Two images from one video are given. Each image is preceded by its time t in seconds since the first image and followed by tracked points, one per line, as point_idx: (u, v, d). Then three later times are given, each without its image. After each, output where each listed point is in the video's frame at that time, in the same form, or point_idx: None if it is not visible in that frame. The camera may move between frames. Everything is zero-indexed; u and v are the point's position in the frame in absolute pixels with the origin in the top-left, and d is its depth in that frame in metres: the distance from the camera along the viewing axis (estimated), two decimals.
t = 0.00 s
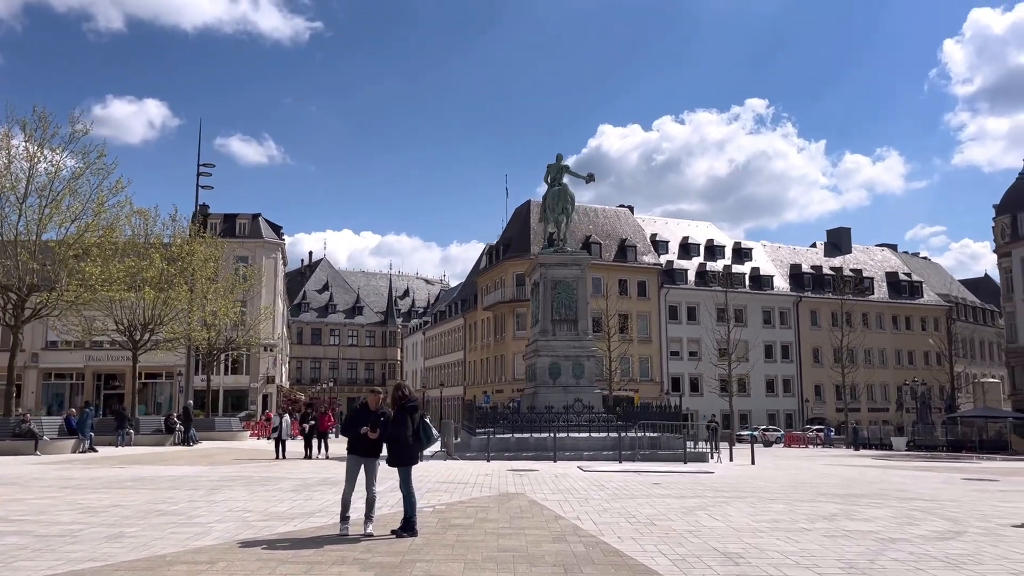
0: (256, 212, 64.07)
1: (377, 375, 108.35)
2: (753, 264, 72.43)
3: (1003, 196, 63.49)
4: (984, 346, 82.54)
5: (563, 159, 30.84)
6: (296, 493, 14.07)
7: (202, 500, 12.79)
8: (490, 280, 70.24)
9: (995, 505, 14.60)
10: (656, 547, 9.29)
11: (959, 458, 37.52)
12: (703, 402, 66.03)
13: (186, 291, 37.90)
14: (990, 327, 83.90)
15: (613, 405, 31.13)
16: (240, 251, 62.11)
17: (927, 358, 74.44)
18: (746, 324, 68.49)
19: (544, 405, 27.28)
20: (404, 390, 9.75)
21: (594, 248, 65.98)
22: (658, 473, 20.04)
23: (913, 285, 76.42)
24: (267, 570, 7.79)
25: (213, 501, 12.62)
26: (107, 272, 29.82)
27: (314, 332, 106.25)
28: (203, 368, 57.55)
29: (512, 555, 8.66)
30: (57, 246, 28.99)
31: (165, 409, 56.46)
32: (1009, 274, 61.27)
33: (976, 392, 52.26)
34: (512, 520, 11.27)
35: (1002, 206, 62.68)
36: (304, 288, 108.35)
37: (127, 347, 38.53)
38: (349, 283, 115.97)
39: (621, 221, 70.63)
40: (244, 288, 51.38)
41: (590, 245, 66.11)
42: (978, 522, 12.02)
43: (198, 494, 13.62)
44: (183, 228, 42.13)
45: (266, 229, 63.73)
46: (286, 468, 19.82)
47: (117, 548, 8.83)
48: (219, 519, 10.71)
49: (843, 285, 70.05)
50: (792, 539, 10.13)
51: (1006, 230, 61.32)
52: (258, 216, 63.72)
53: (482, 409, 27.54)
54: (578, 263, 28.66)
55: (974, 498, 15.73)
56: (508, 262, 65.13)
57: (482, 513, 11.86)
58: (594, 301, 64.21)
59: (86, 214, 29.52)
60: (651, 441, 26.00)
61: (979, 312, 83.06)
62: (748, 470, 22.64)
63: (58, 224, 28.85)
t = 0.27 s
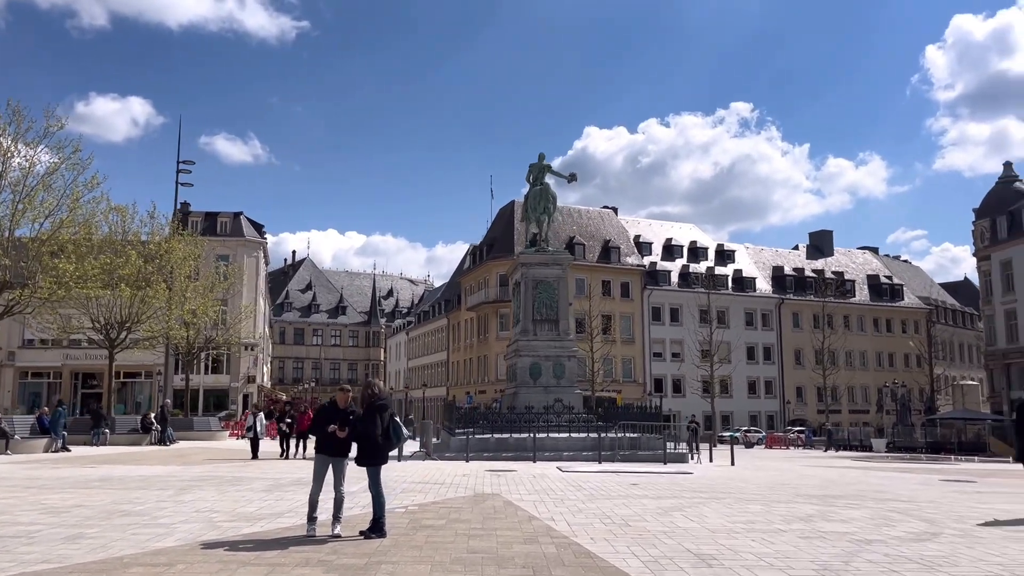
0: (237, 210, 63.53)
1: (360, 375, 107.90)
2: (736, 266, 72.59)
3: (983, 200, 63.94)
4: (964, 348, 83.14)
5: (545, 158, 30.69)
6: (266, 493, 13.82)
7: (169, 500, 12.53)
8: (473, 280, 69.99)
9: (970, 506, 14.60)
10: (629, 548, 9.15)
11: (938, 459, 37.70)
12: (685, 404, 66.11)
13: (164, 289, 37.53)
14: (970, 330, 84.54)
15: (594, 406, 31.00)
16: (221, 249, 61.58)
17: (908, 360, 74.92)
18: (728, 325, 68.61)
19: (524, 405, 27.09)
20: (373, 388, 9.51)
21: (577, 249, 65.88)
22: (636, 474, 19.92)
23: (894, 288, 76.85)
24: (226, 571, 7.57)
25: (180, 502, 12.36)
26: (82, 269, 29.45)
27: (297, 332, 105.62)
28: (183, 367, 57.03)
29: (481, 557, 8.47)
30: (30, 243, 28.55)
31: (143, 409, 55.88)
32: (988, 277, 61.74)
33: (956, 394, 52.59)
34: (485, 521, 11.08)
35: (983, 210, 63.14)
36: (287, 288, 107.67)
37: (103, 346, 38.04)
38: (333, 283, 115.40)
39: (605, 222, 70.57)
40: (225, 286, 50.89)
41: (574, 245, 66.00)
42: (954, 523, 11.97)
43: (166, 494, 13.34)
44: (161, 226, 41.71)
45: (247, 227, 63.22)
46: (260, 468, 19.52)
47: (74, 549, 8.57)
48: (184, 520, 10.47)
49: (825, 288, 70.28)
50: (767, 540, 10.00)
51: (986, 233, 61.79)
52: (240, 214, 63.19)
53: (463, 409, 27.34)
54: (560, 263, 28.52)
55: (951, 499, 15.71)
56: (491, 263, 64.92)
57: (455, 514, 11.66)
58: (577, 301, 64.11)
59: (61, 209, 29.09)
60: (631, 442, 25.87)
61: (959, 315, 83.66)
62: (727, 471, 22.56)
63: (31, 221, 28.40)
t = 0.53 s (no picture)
0: (211, 208, 62.76)
1: (336, 375, 107.21)
2: (712, 268, 72.83)
3: (955, 204, 64.61)
4: (936, 351, 83.99)
5: (520, 158, 30.48)
6: (228, 496, 13.50)
7: (125, 503, 12.18)
8: (450, 280, 69.67)
9: (938, 508, 14.59)
10: (595, 553, 8.95)
11: (910, 461, 37.92)
12: (661, 405, 66.23)
13: (132, 287, 36.93)
14: (942, 332, 85.43)
15: (569, 407, 30.88)
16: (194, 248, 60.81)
17: (881, 362, 75.56)
18: (704, 327, 68.81)
19: (498, 406, 26.88)
20: (333, 389, 9.22)
21: (554, 250, 65.74)
22: (609, 475, 19.79)
23: (868, 291, 77.46)
24: None
25: (137, 505, 12.04)
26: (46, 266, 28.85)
27: (272, 332, 104.73)
28: (154, 367, 56.27)
29: (442, 563, 8.25)
30: None
31: (113, 409, 55.09)
32: (960, 280, 62.34)
33: (928, 395, 53.06)
34: (449, 524, 10.83)
35: (955, 213, 63.77)
36: (262, 287, 106.71)
37: (69, 345, 37.35)
38: (309, 283, 114.55)
39: (582, 223, 70.50)
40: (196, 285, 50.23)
41: (551, 246, 65.82)
42: (923, 525, 11.91)
43: (123, 497, 12.98)
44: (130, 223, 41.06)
45: (221, 226, 62.50)
46: (227, 471, 19.18)
47: (17, 555, 8.25)
48: (138, 524, 10.16)
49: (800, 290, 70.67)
50: (735, 544, 9.85)
51: (958, 237, 62.39)
52: (213, 212, 62.44)
53: (435, 410, 27.08)
54: (534, 263, 28.35)
55: (920, 501, 15.70)
56: (468, 263, 64.65)
57: (419, 517, 11.42)
58: (554, 302, 64.00)
59: (26, 206, 28.50)
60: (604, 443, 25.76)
61: (932, 317, 84.50)
62: (699, 473, 22.50)
63: None
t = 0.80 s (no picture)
0: (175, 204, 61.76)
1: (303, 374, 106.22)
2: (681, 267, 73.12)
3: (918, 205, 65.51)
4: (899, 350, 85.15)
5: (488, 154, 30.26)
6: (182, 497, 13.14)
7: (73, 505, 11.78)
8: (419, 278, 69.23)
9: (901, 505, 14.62)
10: (555, 554, 8.75)
11: (874, 459, 38.31)
12: (629, 404, 66.39)
13: (91, 283, 36.20)
14: (905, 332, 86.62)
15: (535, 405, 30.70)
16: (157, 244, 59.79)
17: (845, 361, 76.44)
18: (673, 326, 69.06)
19: (464, 405, 26.63)
20: (286, 387, 8.94)
21: (524, 248, 65.56)
22: (574, 474, 19.64)
23: (833, 291, 78.28)
24: None
25: (85, 506, 11.65)
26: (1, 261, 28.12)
27: (238, 330, 103.48)
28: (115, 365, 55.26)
29: (397, 566, 8.00)
30: None
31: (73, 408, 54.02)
32: (922, 280, 63.16)
33: (891, 394, 53.71)
34: (408, 524, 10.58)
35: (918, 214, 64.61)
36: (228, 284, 105.38)
37: (26, 343, 36.50)
38: (276, 280, 113.34)
39: (551, 222, 70.37)
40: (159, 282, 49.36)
41: (521, 245, 65.62)
42: (885, 524, 11.87)
43: (72, 499, 12.56)
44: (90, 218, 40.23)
45: (185, 222, 61.54)
46: (184, 471, 18.75)
47: None
48: (83, 528, 9.79)
49: (767, 289, 71.20)
50: (698, 544, 9.71)
51: (921, 238, 63.21)
52: (177, 208, 61.46)
53: (401, 409, 26.78)
54: (502, 261, 28.15)
55: (883, 499, 15.73)
56: (437, 261, 64.27)
57: (378, 517, 11.16)
58: (523, 301, 63.87)
59: None
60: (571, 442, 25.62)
61: (895, 317, 85.65)
62: (665, 471, 22.45)
63: None
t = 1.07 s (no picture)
0: (132, 199, 60.56)
1: (264, 373, 104.83)
2: (645, 267, 73.40)
3: (877, 207, 66.45)
4: (858, 350, 86.34)
5: (452, 150, 29.97)
6: (129, 498, 12.70)
7: (12, 507, 11.30)
8: (383, 276, 68.65)
9: (860, 503, 14.62)
10: (512, 555, 8.52)
11: (834, 457, 38.66)
12: (594, 402, 66.45)
13: (42, 278, 35.28)
14: (864, 332, 87.85)
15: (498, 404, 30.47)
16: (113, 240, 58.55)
17: (806, 361, 77.31)
18: (636, 325, 69.26)
19: (426, 403, 26.30)
20: (234, 383, 8.60)
21: (489, 247, 65.26)
22: (536, 473, 19.44)
23: (794, 291, 79.11)
24: None
25: (25, 509, 11.18)
26: None
27: (198, 328, 101.82)
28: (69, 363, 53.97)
29: (347, 568, 7.71)
30: None
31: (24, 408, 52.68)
32: (881, 281, 64.03)
33: (851, 393, 54.36)
34: (363, 525, 10.29)
35: (878, 215, 65.49)
36: (188, 282, 103.67)
37: None
38: (237, 278, 111.74)
39: (517, 220, 70.17)
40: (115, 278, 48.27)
41: (486, 243, 65.32)
42: (846, 522, 11.83)
43: (12, 501, 12.06)
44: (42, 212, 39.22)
45: (143, 217, 60.36)
46: (136, 471, 18.24)
47: None
48: (21, 531, 9.36)
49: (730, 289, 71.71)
50: (657, 544, 9.54)
51: (880, 239, 64.10)
52: (134, 203, 60.26)
53: (362, 407, 26.40)
54: (466, 258, 27.88)
55: (842, 497, 15.76)
56: (401, 259, 63.73)
57: (333, 517, 10.85)
58: (488, 299, 63.64)
59: None
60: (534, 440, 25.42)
61: (854, 317, 86.82)
62: (627, 470, 22.35)
63: None
